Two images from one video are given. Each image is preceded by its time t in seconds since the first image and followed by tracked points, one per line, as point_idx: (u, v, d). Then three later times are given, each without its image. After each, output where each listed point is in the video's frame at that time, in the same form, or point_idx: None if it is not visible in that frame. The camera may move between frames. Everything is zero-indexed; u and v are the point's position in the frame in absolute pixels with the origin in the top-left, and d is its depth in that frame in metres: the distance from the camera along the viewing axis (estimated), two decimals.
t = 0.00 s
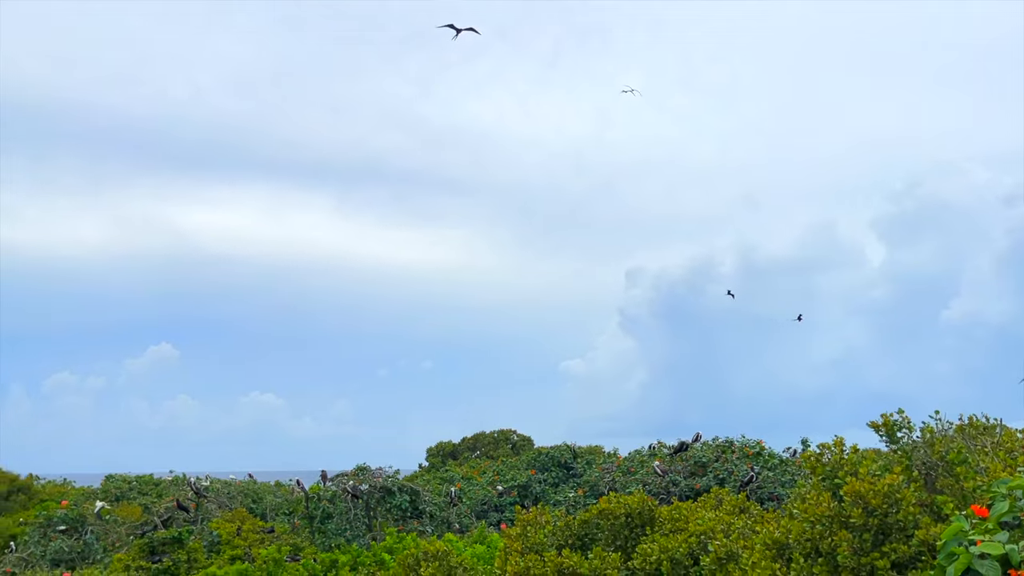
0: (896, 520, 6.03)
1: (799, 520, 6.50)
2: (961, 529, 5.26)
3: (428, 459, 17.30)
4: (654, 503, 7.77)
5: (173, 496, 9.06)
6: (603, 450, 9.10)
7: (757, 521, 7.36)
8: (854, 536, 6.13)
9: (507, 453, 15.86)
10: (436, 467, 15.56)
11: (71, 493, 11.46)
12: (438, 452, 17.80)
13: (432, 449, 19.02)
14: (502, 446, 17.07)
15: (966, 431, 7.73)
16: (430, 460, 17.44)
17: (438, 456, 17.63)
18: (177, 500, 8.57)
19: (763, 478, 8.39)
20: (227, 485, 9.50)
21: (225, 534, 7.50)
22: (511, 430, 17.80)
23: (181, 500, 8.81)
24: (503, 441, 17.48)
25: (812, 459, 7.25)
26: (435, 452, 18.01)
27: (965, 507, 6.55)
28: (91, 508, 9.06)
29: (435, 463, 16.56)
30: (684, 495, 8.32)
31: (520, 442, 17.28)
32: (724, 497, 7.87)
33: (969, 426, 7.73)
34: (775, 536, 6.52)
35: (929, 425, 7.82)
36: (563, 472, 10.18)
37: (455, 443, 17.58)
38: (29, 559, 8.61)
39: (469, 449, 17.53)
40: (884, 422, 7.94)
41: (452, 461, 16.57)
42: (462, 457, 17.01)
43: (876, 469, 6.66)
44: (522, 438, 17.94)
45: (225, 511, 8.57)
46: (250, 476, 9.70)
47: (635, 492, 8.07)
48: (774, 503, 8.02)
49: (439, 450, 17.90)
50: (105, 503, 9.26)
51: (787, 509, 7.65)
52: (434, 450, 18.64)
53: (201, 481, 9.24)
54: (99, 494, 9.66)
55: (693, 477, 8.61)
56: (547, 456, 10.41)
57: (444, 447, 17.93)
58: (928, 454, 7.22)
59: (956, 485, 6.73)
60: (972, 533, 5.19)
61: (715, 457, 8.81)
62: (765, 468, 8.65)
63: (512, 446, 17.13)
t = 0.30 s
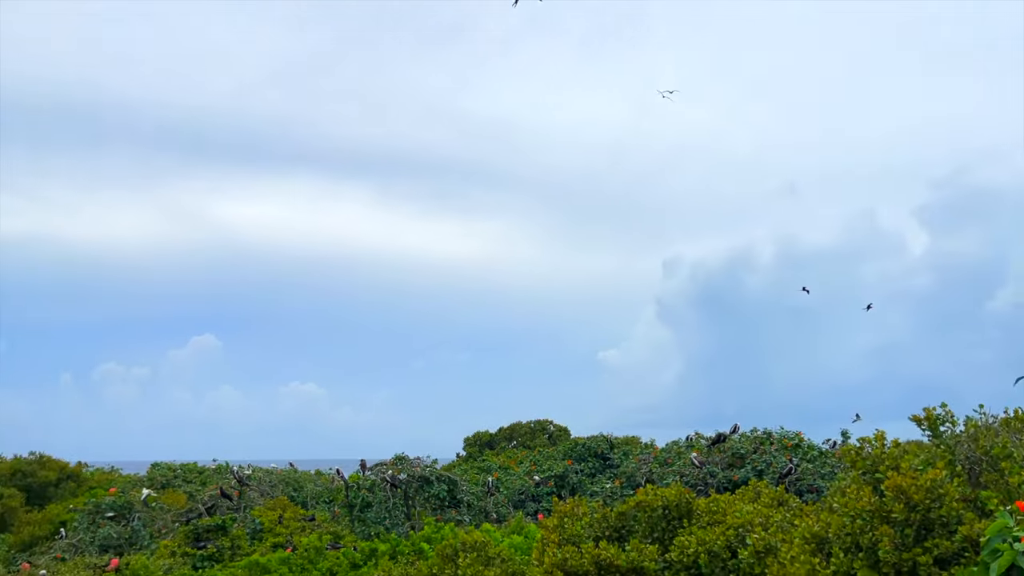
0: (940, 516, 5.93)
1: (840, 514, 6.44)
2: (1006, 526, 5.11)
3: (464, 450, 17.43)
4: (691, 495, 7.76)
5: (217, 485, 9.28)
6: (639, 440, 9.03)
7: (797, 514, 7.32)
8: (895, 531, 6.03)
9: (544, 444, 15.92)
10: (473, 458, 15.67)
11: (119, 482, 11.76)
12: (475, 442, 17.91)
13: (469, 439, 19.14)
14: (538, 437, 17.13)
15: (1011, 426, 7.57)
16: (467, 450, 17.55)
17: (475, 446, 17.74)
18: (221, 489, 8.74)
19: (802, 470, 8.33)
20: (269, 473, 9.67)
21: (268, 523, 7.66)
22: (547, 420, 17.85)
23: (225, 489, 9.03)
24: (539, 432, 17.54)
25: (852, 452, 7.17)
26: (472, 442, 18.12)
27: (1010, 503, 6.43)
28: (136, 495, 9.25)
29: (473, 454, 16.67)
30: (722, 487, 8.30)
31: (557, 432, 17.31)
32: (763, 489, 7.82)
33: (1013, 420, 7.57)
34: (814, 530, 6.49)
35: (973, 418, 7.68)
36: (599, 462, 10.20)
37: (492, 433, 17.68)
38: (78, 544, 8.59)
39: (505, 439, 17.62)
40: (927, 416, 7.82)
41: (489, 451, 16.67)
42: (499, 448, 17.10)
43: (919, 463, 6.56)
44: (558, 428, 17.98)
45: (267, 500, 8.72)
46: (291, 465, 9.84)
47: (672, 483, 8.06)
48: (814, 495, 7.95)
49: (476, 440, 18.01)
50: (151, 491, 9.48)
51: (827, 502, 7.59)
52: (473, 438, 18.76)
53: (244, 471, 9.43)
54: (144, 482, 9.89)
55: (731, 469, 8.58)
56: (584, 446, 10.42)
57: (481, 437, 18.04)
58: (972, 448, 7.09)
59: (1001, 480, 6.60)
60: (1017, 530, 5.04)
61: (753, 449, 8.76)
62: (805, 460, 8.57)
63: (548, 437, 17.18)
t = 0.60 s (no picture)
0: None
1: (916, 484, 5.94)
2: None
3: (528, 422, 17.54)
4: (759, 466, 7.62)
5: (289, 455, 9.47)
6: (704, 414, 9.01)
7: (870, 484, 7.12)
8: (975, 500, 5.50)
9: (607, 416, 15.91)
10: (536, 429, 15.76)
11: (197, 450, 12.21)
12: (538, 415, 18.02)
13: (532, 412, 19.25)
14: (602, 409, 17.12)
15: None
16: (530, 423, 17.62)
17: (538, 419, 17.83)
18: (293, 458, 8.89)
19: (874, 442, 8.11)
20: (337, 444, 9.88)
21: (337, 491, 7.90)
22: (610, 393, 17.82)
23: (296, 458, 9.21)
24: (602, 404, 17.52)
25: (930, 422, 6.86)
26: (535, 415, 18.22)
27: None
28: (211, 463, 9.55)
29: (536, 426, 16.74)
30: (789, 459, 8.13)
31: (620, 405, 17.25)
32: (833, 460, 7.63)
33: None
34: (887, 500, 6.02)
35: None
36: (664, 434, 10.24)
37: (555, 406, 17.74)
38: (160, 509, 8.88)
39: (569, 412, 17.66)
40: (1008, 385, 7.53)
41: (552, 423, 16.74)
42: (562, 419, 17.16)
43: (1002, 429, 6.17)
44: (622, 401, 17.94)
45: (336, 469, 8.92)
46: (359, 436, 10.03)
47: (739, 454, 7.93)
48: (887, 467, 7.73)
49: (539, 412, 18.11)
50: (227, 459, 9.78)
51: (902, 473, 7.35)
52: (536, 411, 18.86)
53: (314, 441, 9.64)
54: (219, 452, 10.26)
55: (799, 441, 8.41)
56: (648, 419, 10.47)
57: (544, 410, 18.12)
58: None
59: None
60: None
61: (822, 421, 8.59)
62: (877, 432, 8.34)
63: (612, 410, 17.15)
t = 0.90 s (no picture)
0: None
1: None
2: None
3: (618, 386, 17.59)
4: (862, 430, 7.38)
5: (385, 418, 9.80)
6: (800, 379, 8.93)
7: (983, 450, 6.78)
8: None
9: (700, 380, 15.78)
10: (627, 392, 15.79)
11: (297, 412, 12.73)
12: (628, 379, 18.04)
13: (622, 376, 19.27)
14: (693, 374, 16.99)
15: None
16: (619, 387, 17.68)
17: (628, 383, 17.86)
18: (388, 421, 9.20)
19: (985, 407, 7.72)
20: (430, 408, 10.10)
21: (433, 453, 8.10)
22: (702, 358, 17.65)
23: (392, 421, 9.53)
24: (694, 369, 17.39)
25: None
26: (625, 379, 18.25)
27: None
28: (312, 425, 9.98)
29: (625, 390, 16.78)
30: (892, 424, 7.84)
31: (710, 369, 17.07)
32: (941, 424, 7.30)
33: None
34: (1003, 465, 5.93)
35: None
36: (758, 400, 10.23)
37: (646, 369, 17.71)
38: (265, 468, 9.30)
39: (659, 376, 17.61)
40: None
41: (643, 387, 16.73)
42: (653, 383, 17.12)
43: None
44: (714, 365, 17.76)
45: (430, 432, 9.13)
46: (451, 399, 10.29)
47: (840, 418, 7.70)
48: (999, 432, 7.34)
49: (629, 377, 18.13)
50: (327, 422, 10.21)
51: (1017, 438, 6.97)
52: (626, 375, 18.88)
53: (408, 404, 9.92)
54: (319, 414, 10.72)
55: (902, 406, 8.10)
56: (741, 384, 10.52)
57: (634, 374, 18.12)
58: None
59: None
60: None
61: (928, 385, 8.23)
62: (987, 396, 7.94)
63: (704, 374, 16.99)
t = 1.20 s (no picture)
0: None
1: None
2: None
3: (713, 358, 17.47)
4: (979, 402, 7.01)
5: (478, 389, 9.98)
6: (906, 350, 8.65)
7: None
8: None
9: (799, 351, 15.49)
10: (723, 365, 15.69)
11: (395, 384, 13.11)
12: (723, 351, 17.88)
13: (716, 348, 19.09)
14: (791, 345, 16.69)
15: None
16: (714, 360, 17.54)
17: (723, 355, 17.70)
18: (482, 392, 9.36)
19: None
20: (522, 379, 10.28)
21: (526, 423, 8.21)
22: (800, 329, 17.32)
23: (485, 393, 9.68)
24: (792, 340, 17.08)
25: None
26: (719, 351, 18.10)
27: None
28: (408, 396, 10.28)
29: (720, 363, 16.64)
30: (1009, 395, 7.43)
31: (808, 341, 16.73)
32: None
33: None
34: None
35: None
36: (861, 370, 10.23)
37: (741, 341, 17.50)
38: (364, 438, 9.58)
39: (755, 347, 17.38)
40: None
41: (739, 359, 16.55)
42: (750, 354, 16.90)
43: None
44: (813, 336, 17.38)
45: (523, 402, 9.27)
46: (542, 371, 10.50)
47: (952, 388, 7.36)
48: None
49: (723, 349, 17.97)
50: (422, 392, 10.56)
51: None
52: (720, 347, 18.69)
53: (501, 375, 10.11)
54: (414, 384, 11.12)
55: (1020, 376, 7.66)
56: (842, 355, 10.57)
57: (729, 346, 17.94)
58: None
59: None
60: None
61: None
62: None
63: (803, 345, 16.66)
